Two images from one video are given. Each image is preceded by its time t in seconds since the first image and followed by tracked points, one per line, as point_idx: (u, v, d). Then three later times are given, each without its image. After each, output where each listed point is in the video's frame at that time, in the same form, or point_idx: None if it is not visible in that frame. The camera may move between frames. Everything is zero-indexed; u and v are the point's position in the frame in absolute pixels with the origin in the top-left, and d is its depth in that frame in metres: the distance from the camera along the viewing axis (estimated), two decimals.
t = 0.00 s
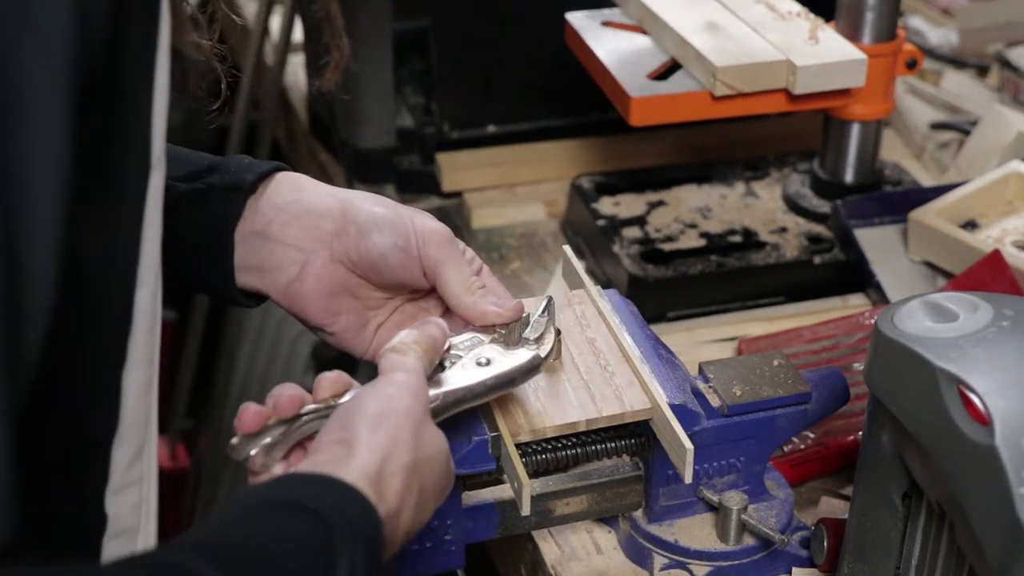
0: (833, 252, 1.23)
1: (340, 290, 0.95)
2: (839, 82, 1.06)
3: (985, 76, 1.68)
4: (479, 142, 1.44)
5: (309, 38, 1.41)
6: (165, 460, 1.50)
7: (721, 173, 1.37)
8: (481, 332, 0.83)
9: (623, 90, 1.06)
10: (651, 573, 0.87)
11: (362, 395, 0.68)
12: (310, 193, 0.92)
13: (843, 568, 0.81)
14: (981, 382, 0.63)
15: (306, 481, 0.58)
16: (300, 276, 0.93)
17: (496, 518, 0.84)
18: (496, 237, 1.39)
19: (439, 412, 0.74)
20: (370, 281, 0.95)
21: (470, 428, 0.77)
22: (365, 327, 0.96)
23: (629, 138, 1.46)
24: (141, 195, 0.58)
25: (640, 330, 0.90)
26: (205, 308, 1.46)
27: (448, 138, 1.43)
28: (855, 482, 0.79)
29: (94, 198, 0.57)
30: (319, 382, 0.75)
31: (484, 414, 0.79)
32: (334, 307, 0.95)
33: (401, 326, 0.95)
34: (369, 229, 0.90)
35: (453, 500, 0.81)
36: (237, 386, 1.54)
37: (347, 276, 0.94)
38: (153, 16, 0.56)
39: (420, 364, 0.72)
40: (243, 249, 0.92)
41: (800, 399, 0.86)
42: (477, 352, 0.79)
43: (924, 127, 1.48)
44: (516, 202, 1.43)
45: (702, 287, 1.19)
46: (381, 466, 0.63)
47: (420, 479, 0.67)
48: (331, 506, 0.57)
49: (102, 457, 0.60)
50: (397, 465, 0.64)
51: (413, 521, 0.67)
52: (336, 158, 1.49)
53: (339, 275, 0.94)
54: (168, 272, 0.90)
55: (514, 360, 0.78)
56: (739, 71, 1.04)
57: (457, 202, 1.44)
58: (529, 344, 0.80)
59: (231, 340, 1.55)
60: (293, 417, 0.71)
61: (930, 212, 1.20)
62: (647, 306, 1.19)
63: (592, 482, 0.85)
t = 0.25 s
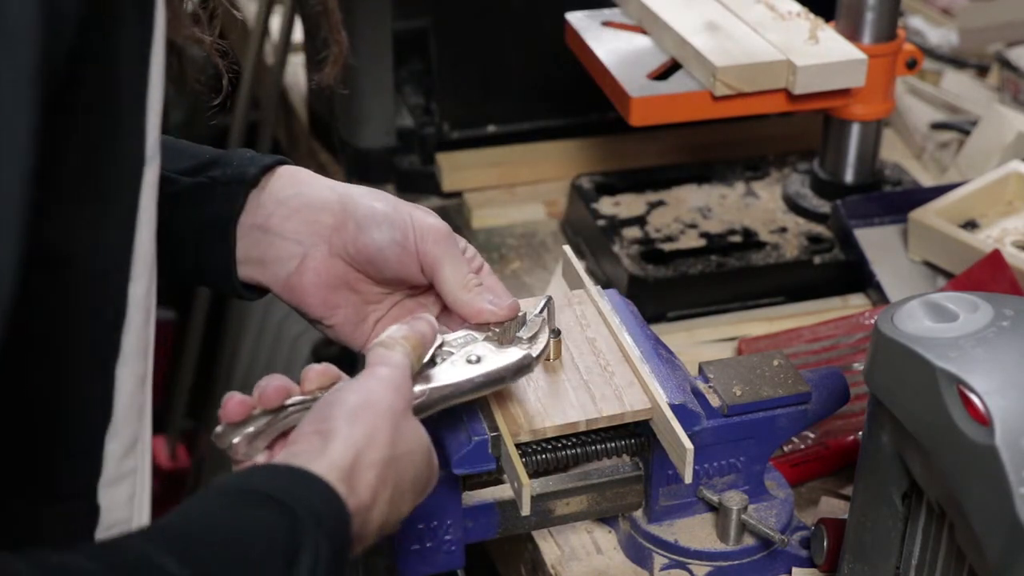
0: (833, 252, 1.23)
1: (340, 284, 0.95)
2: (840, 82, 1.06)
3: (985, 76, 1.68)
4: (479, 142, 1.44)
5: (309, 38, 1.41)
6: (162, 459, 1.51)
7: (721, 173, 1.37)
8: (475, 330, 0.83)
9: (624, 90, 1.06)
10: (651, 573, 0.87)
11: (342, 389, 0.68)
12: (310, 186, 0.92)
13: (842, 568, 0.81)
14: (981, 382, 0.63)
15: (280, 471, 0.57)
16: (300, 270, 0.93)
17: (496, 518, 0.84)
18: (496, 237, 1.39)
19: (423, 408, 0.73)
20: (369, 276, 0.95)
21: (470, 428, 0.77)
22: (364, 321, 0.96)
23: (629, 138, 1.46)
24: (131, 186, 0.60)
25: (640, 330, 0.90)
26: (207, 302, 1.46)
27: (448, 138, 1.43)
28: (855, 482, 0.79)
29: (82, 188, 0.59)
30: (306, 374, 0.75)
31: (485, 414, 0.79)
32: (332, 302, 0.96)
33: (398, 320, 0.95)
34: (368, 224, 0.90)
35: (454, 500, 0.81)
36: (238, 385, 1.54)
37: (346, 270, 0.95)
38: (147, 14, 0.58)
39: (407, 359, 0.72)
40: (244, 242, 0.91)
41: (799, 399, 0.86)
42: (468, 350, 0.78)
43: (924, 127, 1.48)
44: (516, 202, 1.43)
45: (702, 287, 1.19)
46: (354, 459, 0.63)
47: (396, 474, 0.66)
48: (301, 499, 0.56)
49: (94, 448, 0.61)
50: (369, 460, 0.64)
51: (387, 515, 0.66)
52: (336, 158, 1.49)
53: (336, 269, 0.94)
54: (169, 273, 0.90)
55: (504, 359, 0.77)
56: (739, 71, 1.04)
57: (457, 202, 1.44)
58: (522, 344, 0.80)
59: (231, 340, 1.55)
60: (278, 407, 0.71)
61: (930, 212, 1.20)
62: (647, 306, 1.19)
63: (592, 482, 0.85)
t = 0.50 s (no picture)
0: (833, 252, 1.23)
1: (340, 275, 0.96)
2: (840, 82, 1.06)
3: (985, 76, 1.68)
4: (479, 142, 1.44)
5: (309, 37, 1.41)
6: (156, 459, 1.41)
7: (721, 173, 1.37)
8: (468, 326, 0.83)
9: (623, 90, 1.06)
10: (651, 574, 0.87)
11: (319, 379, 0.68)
12: (314, 177, 0.92)
13: (843, 568, 0.80)
14: (981, 382, 0.63)
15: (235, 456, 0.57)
16: (301, 259, 0.94)
17: (496, 518, 0.84)
18: (496, 237, 1.39)
19: (401, 404, 0.73)
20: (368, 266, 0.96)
21: (470, 428, 0.77)
22: (364, 312, 0.97)
23: (629, 138, 1.46)
24: (113, 174, 0.60)
25: (640, 330, 0.90)
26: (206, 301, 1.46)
27: (448, 138, 1.43)
28: (855, 482, 0.79)
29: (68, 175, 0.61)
30: (291, 363, 0.75)
31: (485, 414, 0.79)
32: (332, 291, 0.97)
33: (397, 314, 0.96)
34: (368, 217, 0.90)
35: (455, 500, 0.81)
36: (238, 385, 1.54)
37: (346, 261, 0.95)
38: (133, 3, 0.58)
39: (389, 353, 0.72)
40: (247, 231, 0.91)
41: (800, 399, 0.86)
42: (456, 346, 0.79)
43: (924, 127, 1.48)
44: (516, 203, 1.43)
45: (702, 287, 1.19)
46: (320, 451, 0.63)
47: (365, 466, 0.66)
48: (254, 483, 0.55)
49: (84, 435, 0.62)
50: (336, 451, 0.64)
51: (355, 507, 0.66)
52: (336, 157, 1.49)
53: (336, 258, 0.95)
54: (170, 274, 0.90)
55: (492, 356, 0.77)
56: (739, 71, 1.04)
57: (457, 202, 1.44)
58: (512, 342, 0.80)
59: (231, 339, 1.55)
60: (260, 394, 0.71)
61: (931, 212, 1.20)
62: (647, 306, 1.19)
63: (592, 482, 0.85)
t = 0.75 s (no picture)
0: (833, 252, 1.23)
1: (341, 267, 0.97)
2: (839, 82, 1.06)
3: (985, 76, 1.68)
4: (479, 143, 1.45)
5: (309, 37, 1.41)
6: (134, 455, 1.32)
7: (721, 173, 1.37)
8: (463, 323, 0.82)
9: (623, 90, 1.06)
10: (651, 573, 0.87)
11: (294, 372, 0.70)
12: (320, 169, 0.93)
13: (843, 568, 0.80)
14: (981, 382, 0.63)
15: (204, 445, 0.60)
16: (302, 250, 0.95)
17: (496, 518, 0.84)
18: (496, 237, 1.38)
19: (383, 397, 0.74)
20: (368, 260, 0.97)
21: (470, 428, 0.77)
22: (364, 304, 0.98)
23: (629, 137, 1.46)
24: (93, 167, 0.67)
25: (640, 330, 0.90)
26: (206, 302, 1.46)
27: (448, 138, 1.44)
28: (855, 482, 0.79)
29: (51, 173, 0.67)
30: (279, 351, 0.75)
31: (485, 414, 0.79)
32: (333, 283, 0.97)
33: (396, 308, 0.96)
34: (369, 211, 0.91)
35: (454, 500, 0.81)
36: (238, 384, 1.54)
37: (346, 253, 0.96)
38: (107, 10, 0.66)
39: (374, 346, 0.73)
40: (250, 222, 0.93)
41: (800, 399, 0.86)
42: (446, 342, 0.78)
43: (924, 127, 1.48)
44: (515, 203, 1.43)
45: (701, 287, 1.19)
46: (291, 442, 0.65)
47: (338, 458, 0.68)
48: (221, 475, 0.58)
49: (66, 415, 0.68)
50: (308, 444, 0.66)
51: (327, 498, 0.68)
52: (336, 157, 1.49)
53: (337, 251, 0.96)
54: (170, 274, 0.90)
55: (480, 353, 0.77)
56: (739, 71, 1.04)
57: (457, 202, 1.44)
58: (503, 341, 0.80)
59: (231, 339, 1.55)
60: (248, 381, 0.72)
61: (931, 212, 1.20)
62: (647, 306, 1.19)
63: (592, 482, 0.85)
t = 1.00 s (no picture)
0: (833, 252, 1.23)
1: (343, 257, 0.97)
2: (839, 82, 1.06)
3: (985, 76, 1.68)
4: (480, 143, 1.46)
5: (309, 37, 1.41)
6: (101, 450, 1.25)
7: (721, 173, 1.37)
8: (455, 319, 0.81)
9: (623, 90, 1.06)
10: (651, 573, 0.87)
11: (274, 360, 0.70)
12: (325, 161, 0.93)
13: (843, 568, 0.80)
14: (981, 382, 0.63)
15: (172, 431, 0.60)
16: (307, 240, 0.95)
17: (496, 518, 0.84)
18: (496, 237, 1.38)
19: (367, 389, 0.74)
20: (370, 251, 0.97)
21: (470, 428, 0.77)
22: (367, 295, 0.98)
23: (629, 137, 1.47)
24: (75, 159, 0.67)
25: (639, 330, 0.90)
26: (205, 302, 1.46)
27: (448, 138, 1.45)
28: (854, 482, 0.79)
29: (29, 167, 0.67)
30: (267, 338, 0.75)
31: (484, 413, 0.79)
32: (334, 274, 0.98)
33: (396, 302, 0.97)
34: (370, 204, 0.91)
35: (455, 500, 0.81)
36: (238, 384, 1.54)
37: (348, 244, 0.97)
38: None
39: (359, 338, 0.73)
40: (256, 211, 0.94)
41: (800, 399, 0.86)
42: (436, 337, 0.78)
43: (924, 127, 1.48)
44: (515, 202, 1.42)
45: (701, 287, 1.19)
46: (263, 429, 0.65)
47: (310, 447, 0.68)
48: (186, 464, 0.59)
49: (49, 410, 0.68)
50: (279, 433, 0.66)
51: (298, 487, 0.68)
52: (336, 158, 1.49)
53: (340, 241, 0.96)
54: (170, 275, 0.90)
55: (469, 350, 0.76)
56: (739, 71, 1.04)
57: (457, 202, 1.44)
58: (492, 339, 0.79)
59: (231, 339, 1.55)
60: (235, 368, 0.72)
61: (931, 212, 1.20)
62: (647, 306, 1.19)
63: (592, 482, 0.85)
